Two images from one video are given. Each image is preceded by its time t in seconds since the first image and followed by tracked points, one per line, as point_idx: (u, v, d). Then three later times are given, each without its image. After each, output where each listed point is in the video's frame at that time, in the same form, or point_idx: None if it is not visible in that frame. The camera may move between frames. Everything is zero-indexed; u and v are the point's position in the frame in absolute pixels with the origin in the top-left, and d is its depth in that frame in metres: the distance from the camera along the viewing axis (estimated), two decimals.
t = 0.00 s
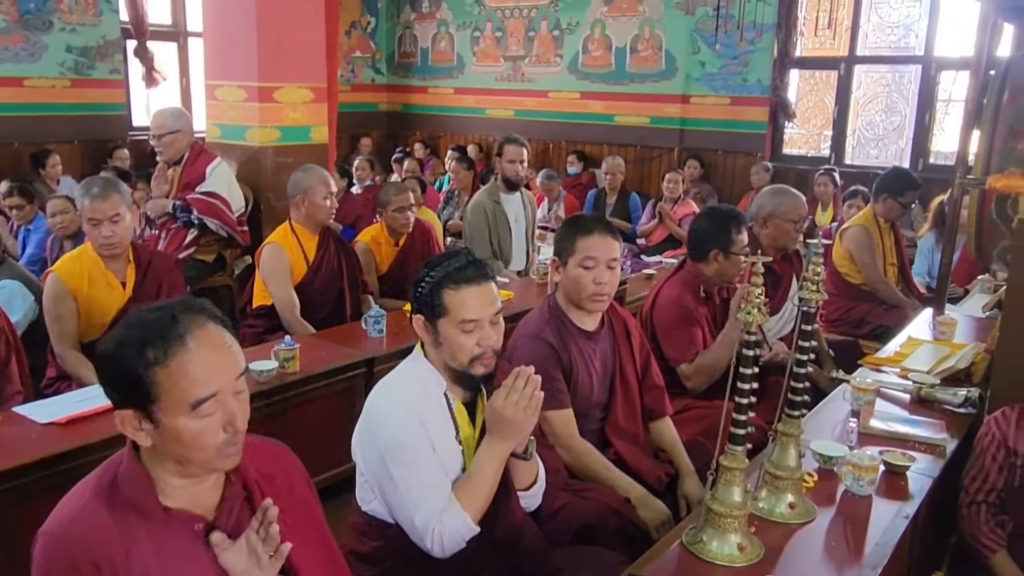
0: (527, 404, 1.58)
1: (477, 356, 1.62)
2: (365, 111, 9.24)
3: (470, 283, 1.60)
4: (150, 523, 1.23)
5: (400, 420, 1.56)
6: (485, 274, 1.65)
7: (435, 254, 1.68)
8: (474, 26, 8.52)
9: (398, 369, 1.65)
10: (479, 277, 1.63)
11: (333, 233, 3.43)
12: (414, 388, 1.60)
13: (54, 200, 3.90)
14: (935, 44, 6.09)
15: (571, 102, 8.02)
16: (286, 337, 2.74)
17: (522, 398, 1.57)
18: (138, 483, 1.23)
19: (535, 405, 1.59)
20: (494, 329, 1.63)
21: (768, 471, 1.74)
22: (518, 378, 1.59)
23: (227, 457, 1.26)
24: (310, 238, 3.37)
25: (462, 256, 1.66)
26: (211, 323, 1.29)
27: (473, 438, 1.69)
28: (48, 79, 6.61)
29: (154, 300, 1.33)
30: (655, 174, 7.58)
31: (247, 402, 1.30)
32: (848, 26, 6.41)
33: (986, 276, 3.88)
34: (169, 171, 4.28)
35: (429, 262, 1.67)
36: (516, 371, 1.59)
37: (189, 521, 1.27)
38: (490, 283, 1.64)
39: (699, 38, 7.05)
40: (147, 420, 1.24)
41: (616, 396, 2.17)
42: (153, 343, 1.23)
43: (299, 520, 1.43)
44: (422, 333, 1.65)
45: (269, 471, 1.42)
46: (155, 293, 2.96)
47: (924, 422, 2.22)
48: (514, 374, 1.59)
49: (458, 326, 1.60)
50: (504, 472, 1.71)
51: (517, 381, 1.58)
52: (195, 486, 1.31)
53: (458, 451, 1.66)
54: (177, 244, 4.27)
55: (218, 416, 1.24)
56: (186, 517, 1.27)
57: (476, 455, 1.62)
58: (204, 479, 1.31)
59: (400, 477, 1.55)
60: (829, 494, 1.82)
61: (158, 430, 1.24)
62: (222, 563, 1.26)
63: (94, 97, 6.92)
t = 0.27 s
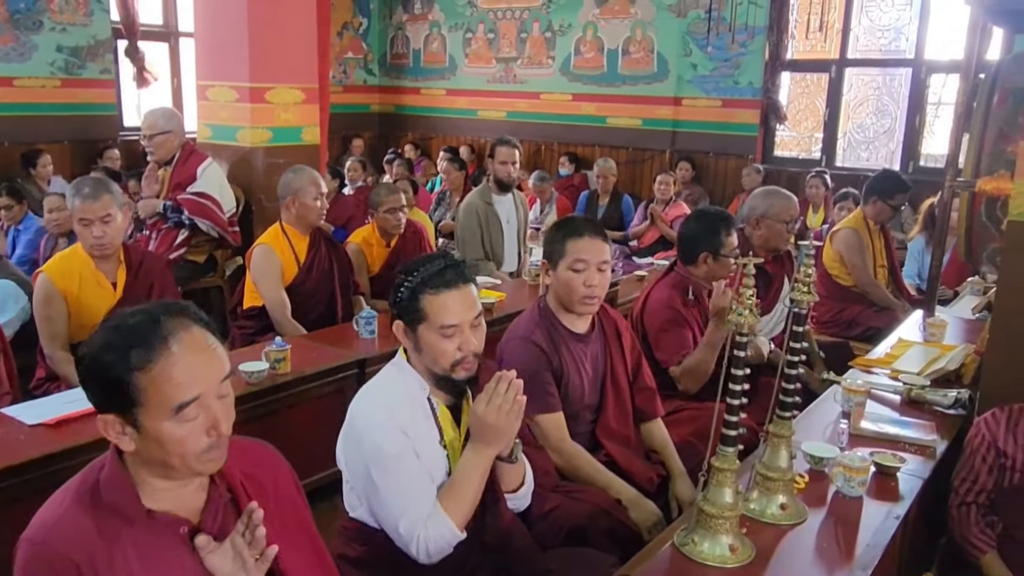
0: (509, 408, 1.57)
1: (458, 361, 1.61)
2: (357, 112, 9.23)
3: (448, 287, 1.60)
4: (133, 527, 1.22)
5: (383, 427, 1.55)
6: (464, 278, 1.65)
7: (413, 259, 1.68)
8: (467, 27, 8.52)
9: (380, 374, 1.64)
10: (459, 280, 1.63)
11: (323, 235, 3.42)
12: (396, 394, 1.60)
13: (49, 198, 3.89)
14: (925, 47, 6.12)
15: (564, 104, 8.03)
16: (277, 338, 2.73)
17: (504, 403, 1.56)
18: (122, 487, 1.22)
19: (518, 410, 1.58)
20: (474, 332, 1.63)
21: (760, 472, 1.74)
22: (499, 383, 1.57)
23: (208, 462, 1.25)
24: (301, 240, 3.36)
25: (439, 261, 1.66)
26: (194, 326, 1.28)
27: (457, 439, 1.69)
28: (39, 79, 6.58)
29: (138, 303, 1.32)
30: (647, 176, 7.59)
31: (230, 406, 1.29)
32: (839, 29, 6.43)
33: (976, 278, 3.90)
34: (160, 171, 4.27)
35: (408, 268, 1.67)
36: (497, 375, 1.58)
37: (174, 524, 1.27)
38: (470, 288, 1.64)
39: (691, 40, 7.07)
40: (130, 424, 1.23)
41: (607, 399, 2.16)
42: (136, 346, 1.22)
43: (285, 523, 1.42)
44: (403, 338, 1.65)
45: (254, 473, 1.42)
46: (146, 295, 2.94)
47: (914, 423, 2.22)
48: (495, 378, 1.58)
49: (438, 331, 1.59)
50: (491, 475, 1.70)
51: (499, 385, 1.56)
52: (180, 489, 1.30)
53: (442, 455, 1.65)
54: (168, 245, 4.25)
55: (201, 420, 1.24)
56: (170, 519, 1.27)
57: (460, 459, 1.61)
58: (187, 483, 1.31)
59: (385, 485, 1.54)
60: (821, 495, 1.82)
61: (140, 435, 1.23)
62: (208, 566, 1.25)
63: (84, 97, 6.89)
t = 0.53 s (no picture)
0: (491, 417, 1.56)
1: (437, 371, 1.61)
2: (347, 113, 9.22)
3: (424, 297, 1.60)
4: (120, 532, 1.22)
5: (363, 440, 1.55)
6: (441, 286, 1.64)
7: (391, 268, 1.68)
8: (457, 29, 8.52)
9: (360, 385, 1.64)
10: (436, 289, 1.63)
11: (313, 237, 3.41)
12: (376, 405, 1.60)
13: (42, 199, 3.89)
14: (913, 51, 6.16)
15: (554, 106, 8.04)
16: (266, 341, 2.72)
17: (485, 413, 1.55)
18: (110, 492, 1.22)
19: (499, 420, 1.57)
20: (453, 340, 1.63)
21: (748, 476, 1.75)
22: (480, 393, 1.57)
23: (197, 469, 1.25)
24: (290, 243, 3.35)
25: (416, 269, 1.65)
26: (186, 332, 1.28)
27: (441, 446, 1.69)
28: (26, 80, 6.54)
29: (130, 307, 1.31)
30: (637, 179, 7.60)
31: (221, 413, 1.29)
32: (828, 32, 6.46)
33: (963, 282, 3.93)
34: (149, 173, 4.26)
35: (385, 277, 1.67)
36: (477, 386, 1.58)
37: (162, 528, 1.26)
38: (448, 296, 1.64)
39: (681, 43, 7.09)
40: (119, 431, 1.23)
41: (595, 404, 2.17)
42: (127, 353, 1.22)
43: (275, 528, 1.42)
44: (381, 348, 1.65)
45: (242, 477, 1.41)
46: (135, 298, 2.94)
47: (901, 427, 2.24)
48: (476, 388, 1.58)
49: (416, 342, 1.59)
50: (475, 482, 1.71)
51: (480, 395, 1.56)
52: (166, 495, 1.30)
53: (425, 464, 1.65)
54: (157, 247, 4.22)
55: (191, 428, 1.24)
56: (158, 524, 1.26)
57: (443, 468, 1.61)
58: (173, 489, 1.31)
59: (367, 499, 1.55)
60: (808, 499, 1.83)
61: (130, 442, 1.23)
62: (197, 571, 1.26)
63: (73, 98, 6.86)
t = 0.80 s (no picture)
0: (469, 428, 1.57)
1: (416, 381, 1.62)
2: (335, 116, 9.21)
3: (400, 308, 1.60)
4: (115, 536, 1.22)
5: (343, 452, 1.56)
6: (418, 296, 1.65)
7: (369, 277, 1.68)
8: (446, 32, 8.53)
9: (340, 396, 1.65)
10: (414, 299, 1.63)
11: (301, 242, 3.41)
12: (356, 417, 1.60)
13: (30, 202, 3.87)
14: (898, 55, 6.21)
15: (543, 109, 8.06)
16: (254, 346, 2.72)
17: (464, 423, 1.56)
18: (106, 497, 1.22)
19: (478, 429, 1.58)
20: (431, 351, 1.63)
21: (734, 481, 1.76)
22: (458, 404, 1.58)
23: (193, 476, 1.25)
24: (279, 247, 3.35)
25: (393, 279, 1.66)
26: (187, 342, 1.29)
27: (421, 455, 1.70)
28: (13, 81, 6.50)
29: (129, 315, 1.32)
30: (626, 182, 7.61)
31: (218, 420, 1.29)
32: (815, 37, 6.50)
33: (948, 285, 3.97)
34: (137, 176, 4.22)
35: (363, 287, 1.67)
36: (455, 397, 1.58)
37: (157, 533, 1.26)
38: (425, 306, 1.65)
39: (669, 46, 7.12)
40: (117, 436, 1.23)
41: (581, 410, 2.18)
42: (127, 361, 1.22)
43: (269, 533, 1.43)
44: (360, 359, 1.66)
45: (236, 483, 1.41)
46: (122, 304, 2.93)
47: (885, 431, 2.26)
48: (453, 399, 1.58)
49: (393, 353, 1.60)
50: (457, 489, 1.72)
51: (458, 406, 1.57)
52: (161, 500, 1.29)
53: (406, 473, 1.66)
54: (144, 251, 4.19)
55: (188, 435, 1.24)
56: (153, 528, 1.26)
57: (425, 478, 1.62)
58: (169, 493, 1.30)
59: (348, 511, 1.56)
60: (793, 503, 1.85)
61: (127, 448, 1.23)
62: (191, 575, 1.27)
63: (60, 100, 6.82)
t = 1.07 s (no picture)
0: (454, 436, 1.57)
1: (401, 387, 1.62)
2: (325, 117, 9.19)
3: (383, 314, 1.60)
4: (109, 539, 1.22)
5: (327, 459, 1.56)
6: (401, 302, 1.65)
7: (351, 283, 1.68)
8: (436, 34, 8.53)
9: (324, 402, 1.65)
10: (397, 304, 1.63)
11: (290, 244, 3.40)
12: (340, 423, 1.60)
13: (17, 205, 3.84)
14: (886, 59, 6.25)
15: (532, 111, 8.06)
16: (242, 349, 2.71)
17: (448, 431, 1.56)
18: (103, 501, 1.22)
19: (463, 436, 1.58)
20: (415, 357, 1.63)
21: (721, 485, 1.77)
22: (443, 410, 1.57)
23: (188, 482, 1.25)
24: (268, 250, 3.34)
25: (375, 284, 1.66)
26: (186, 348, 1.28)
27: (407, 460, 1.70)
28: None
29: (127, 320, 1.32)
30: (615, 184, 7.62)
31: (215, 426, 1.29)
32: (803, 40, 6.53)
33: (934, 287, 3.99)
34: (125, 179, 4.22)
35: (345, 292, 1.67)
36: (441, 404, 1.58)
37: (151, 537, 1.26)
38: (408, 311, 1.64)
39: (658, 49, 7.14)
40: (115, 440, 1.22)
41: (570, 412, 2.18)
42: (126, 366, 1.22)
43: (262, 539, 1.42)
44: (345, 365, 1.66)
45: (230, 488, 1.42)
46: (109, 309, 2.91)
47: (872, 434, 2.27)
48: (438, 406, 1.58)
49: (377, 359, 1.59)
50: (443, 496, 1.71)
51: (443, 413, 1.56)
52: (155, 504, 1.29)
53: (392, 479, 1.66)
54: (132, 254, 4.19)
55: (185, 441, 1.24)
56: (147, 533, 1.26)
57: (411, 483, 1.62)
58: (164, 498, 1.30)
59: (333, 518, 1.56)
60: (781, 507, 1.85)
61: (124, 452, 1.23)
62: None
63: (47, 101, 6.79)
